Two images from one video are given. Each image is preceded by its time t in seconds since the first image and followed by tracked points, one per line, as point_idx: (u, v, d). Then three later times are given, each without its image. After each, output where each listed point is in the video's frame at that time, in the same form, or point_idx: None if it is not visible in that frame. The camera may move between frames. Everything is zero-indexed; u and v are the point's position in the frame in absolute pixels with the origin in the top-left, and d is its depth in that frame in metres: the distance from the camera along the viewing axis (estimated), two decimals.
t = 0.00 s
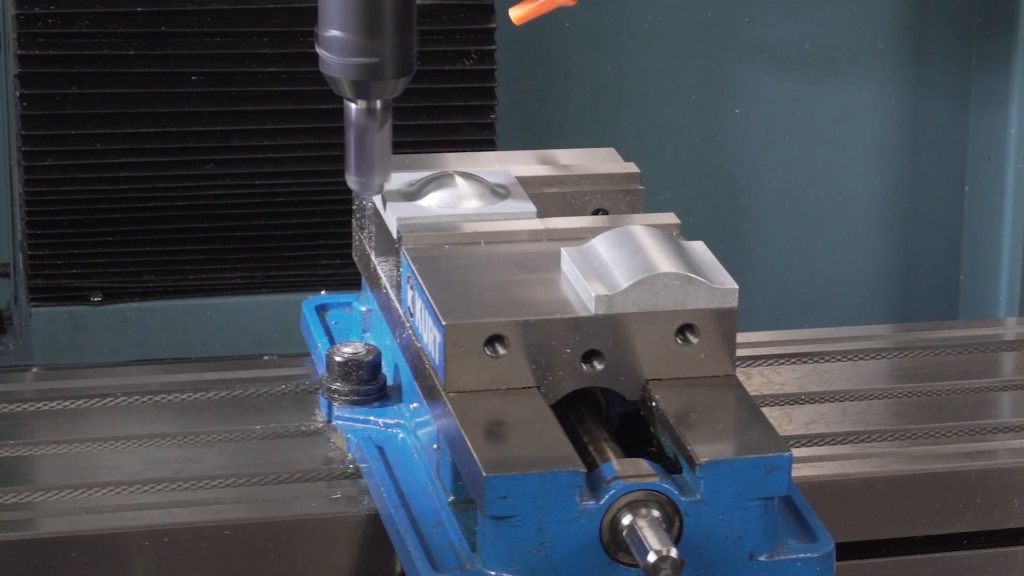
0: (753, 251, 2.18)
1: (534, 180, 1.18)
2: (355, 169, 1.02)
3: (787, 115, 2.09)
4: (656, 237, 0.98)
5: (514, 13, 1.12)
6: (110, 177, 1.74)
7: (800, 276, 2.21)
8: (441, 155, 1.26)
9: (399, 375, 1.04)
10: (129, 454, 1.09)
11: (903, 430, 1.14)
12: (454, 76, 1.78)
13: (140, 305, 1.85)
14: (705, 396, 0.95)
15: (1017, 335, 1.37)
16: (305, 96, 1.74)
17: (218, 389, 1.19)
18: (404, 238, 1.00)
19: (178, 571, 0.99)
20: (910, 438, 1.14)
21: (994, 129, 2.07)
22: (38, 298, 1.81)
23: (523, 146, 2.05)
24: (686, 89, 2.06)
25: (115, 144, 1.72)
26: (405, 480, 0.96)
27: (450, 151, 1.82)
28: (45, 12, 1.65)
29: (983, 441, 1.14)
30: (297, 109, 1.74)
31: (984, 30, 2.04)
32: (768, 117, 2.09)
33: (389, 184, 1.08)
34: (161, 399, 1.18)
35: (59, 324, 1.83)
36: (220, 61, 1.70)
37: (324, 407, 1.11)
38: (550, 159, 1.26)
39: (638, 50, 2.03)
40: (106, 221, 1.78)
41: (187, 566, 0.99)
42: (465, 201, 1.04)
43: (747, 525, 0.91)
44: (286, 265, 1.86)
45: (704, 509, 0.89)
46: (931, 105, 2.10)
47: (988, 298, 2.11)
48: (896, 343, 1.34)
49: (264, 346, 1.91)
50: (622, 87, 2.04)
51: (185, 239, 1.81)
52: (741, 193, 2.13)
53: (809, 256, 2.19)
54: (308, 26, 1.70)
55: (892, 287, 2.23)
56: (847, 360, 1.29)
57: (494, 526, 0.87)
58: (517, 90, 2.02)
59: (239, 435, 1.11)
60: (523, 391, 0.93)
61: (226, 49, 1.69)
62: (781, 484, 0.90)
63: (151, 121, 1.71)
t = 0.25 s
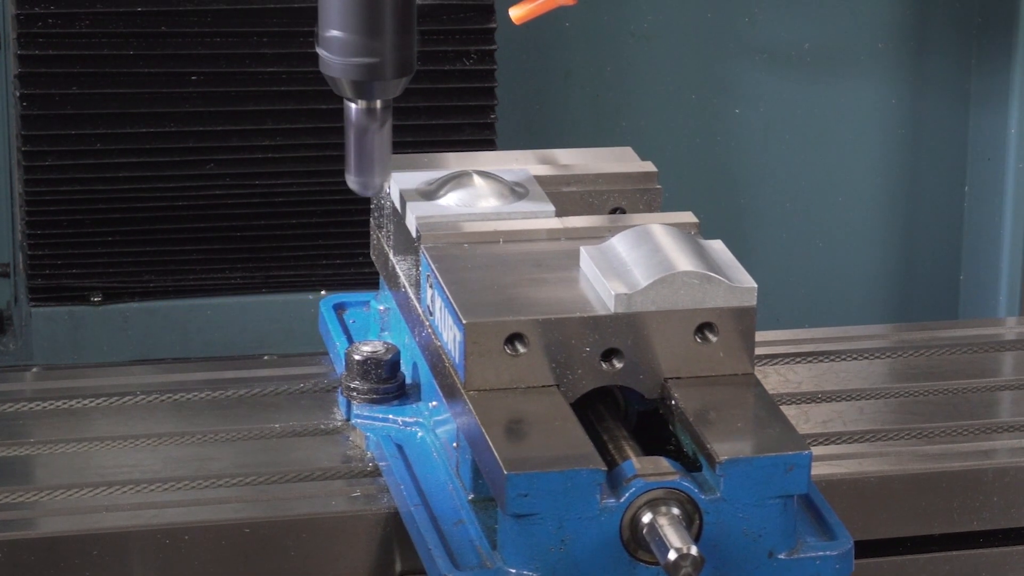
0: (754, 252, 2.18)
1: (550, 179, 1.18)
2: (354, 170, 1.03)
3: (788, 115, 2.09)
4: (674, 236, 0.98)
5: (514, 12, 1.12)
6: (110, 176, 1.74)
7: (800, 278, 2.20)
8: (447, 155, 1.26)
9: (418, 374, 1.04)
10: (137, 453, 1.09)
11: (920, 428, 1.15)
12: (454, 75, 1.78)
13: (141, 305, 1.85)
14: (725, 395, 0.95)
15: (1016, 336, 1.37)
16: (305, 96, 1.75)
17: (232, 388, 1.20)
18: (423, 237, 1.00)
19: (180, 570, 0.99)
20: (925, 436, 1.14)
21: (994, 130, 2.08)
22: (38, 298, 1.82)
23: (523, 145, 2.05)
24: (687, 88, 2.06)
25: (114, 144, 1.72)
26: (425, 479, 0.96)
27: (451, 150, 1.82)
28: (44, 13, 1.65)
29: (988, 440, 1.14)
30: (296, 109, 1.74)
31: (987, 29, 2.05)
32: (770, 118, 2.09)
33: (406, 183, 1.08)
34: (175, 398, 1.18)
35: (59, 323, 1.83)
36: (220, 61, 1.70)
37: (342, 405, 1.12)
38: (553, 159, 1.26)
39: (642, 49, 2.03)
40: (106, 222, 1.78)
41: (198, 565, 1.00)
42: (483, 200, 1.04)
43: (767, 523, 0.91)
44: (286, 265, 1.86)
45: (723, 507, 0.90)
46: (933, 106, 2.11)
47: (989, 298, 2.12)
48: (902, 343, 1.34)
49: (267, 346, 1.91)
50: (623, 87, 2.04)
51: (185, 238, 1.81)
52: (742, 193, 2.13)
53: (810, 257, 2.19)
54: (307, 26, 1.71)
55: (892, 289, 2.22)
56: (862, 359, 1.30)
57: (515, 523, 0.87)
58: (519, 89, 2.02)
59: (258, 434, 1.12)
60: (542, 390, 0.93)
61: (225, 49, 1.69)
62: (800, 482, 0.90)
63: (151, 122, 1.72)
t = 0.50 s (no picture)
0: (753, 252, 2.18)
1: (553, 179, 1.18)
2: (355, 167, 1.04)
3: (789, 116, 2.09)
4: (675, 236, 0.98)
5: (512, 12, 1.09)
6: (110, 176, 1.74)
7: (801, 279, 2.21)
8: (446, 155, 1.26)
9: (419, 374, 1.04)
10: (138, 453, 1.09)
11: (917, 428, 1.14)
12: (454, 75, 1.78)
13: (140, 305, 1.86)
14: (726, 395, 0.95)
15: (1016, 336, 1.37)
16: (305, 96, 1.75)
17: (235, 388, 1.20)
18: (424, 237, 1.00)
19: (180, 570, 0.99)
20: (924, 435, 1.14)
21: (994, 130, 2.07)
22: (38, 298, 1.82)
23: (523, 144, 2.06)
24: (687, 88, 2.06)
25: (114, 144, 1.72)
26: (426, 479, 0.96)
27: (451, 150, 1.82)
28: (45, 11, 1.65)
29: (987, 440, 1.14)
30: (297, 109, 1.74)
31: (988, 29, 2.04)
32: (768, 118, 2.09)
33: (408, 183, 1.08)
34: (178, 397, 1.18)
35: (58, 323, 1.83)
36: (220, 59, 1.70)
37: (343, 405, 1.12)
38: (553, 159, 1.26)
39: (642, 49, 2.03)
40: (106, 222, 1.78)
41: (200, 565, 1.00)
42: (482, 199, 1.04)
43: (767, 524, 0.91)
44: (285, 264, 1.86)
45: (724, 507, 0.90)
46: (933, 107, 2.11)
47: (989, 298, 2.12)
48: (902, 343, 1.34)
49: (267, 346, 1.91)
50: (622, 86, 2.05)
51: (185, 238, 1.81)
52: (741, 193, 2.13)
53: (809, 257, 2.19)
54: (306, 25, 1.71)
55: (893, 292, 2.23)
56: (865, 359, 1.30)
57: (515, 524, 0.87)
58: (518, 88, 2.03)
59: (260, 433, 1.12)
60: (543, 389, 0.93)
61: (224, 49, 1.69)
62: (801, 482, 0.90)
63: (151, 121, 1.72)
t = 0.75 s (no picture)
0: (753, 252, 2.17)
1: (553, 178, 1.18)
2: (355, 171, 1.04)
3: (791, 118, 2.09)
4: (674, 236, 0.98)
5: (513, 14, 1.12)
6: (112, 175, 1.73)
7: (801, 280, 2.20)
8: (444, 156, 1.26)
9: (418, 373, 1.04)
10: (137, 452, 1.09)
11: (916, 428, 1.14)
12: (454, 76, 1.78)
13: (141, 304, 1.85)
14: (725, 394, 0.95)
15: (1016, 335, 1.37)
16: (305, 96, 1.74)
17: (235, 388, 1.20)
18: (423, 236, 1.00)
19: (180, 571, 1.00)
20: (923, 435, 1.14)
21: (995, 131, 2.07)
22: (38, 298, 1.81)
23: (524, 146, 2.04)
24: (688, 88, 2.05)
25: (115, 144, 1.72)
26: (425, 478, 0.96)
27: (451, 150, 1.82)
28: (44, 13, 1.64)
29: (988, 440, 1.14)
30: (296, 110, 1.74)
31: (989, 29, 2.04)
32: (770, 118, 2.08)
33: (407, 182, 1.08)
34: (178, 397, 1.18)
35: (60, 323, 1.82)
36: (222, 60, 1.69)
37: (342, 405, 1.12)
38: (553, 159, 1.26)
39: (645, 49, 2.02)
40: (107, 222, 1.78)
41: (201, 565, 1.00)
42: (481, 199, 1.04)
43: (766, 523, 0.91)
44: (285, 265, 1.86)
45: (723, 507, 0.90)
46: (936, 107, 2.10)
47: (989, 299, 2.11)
48: (900, 342, 1.34)
49: (267, 347, 1.91)
50: (623, 88, 2.03)
51: (184, 239, 1.80)
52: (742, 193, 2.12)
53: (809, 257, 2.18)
54: (307, 26, 1.70)
55: (892, 293, 2.22)
56: (864, 359, 1.30)
57: (514, 523, 0.87)
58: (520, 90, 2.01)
59: (258, 433, 1.12)
60: (542, 389, 0.93)
61: (224, 49, 1.69)
62: (799, 482, 0.90)
63: (151, 121, 1.71)
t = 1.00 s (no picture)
0: (752, 252, 2.17)
1: (538, 179, 1.18)
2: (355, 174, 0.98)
3: (791, 118, 2.09)
4: (656, 236, 0.98)
5: (513, 14, 1.10)
6: (119, 175, 1.73)
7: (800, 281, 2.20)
8: (442, 156, 1.26)
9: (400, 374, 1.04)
10: (128, 452, 1.09)
11: (902, 429, 1.14)
12: (455, 76, 1.78)
13: (141, 305, 1.84)
14: (706, 396, 0.94)
15: (1014, 336, 1.36)
16: (304, 96, 1.74)
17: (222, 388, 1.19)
18: (405, 237, 1.00)
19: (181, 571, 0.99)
20: (909, 437, 1.14)
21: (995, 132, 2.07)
22: (39, 298, 1.80)
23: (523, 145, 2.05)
24: (688, 88, 2.05)
25: (115, 144, 1.71)
26: (406, 480, 0.96)
27: (450, 150, 1.82)
28: (44, 12, 1.64)
29: (981, 441, 1.14)
30: (297, 111, 1.74)
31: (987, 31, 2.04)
32: (770, 118, 2.08)
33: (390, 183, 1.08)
34: (162, 398, 1.18)
35: (59, 324, 1.82)
36: (221, 59, 1.69)
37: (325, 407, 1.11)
38: (548, 159, 1.26)
39: (642, 49, 2.02)
40: (107, 222, 1.77)
41: (184, 567, 0.99)
42: (464, 199, 1.04)
43: (747, 525, 0.91)
44: (285, 263, 1.85)
45: (703, 508, 0.89)
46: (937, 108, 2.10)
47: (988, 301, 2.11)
48: (893, 343, 1.34)
49: (266, 347, 1.91)
50: (622, 87, 2.03)
51: (184, 239, 1.80)
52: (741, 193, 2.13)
53: (809, 257, 2.19)
54: (306, 26, 1.70)
55: (891, 293, 2.23)
56: (850, 360, 1.29)
57: (494, 525, 0.87)
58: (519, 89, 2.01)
59: (241, 434, 1.11)
60: (523, 391, 0.93)
61: (225, 49, 1.68)
62: (781, 484, 0.90)
63: (151, 121, 1.70)
